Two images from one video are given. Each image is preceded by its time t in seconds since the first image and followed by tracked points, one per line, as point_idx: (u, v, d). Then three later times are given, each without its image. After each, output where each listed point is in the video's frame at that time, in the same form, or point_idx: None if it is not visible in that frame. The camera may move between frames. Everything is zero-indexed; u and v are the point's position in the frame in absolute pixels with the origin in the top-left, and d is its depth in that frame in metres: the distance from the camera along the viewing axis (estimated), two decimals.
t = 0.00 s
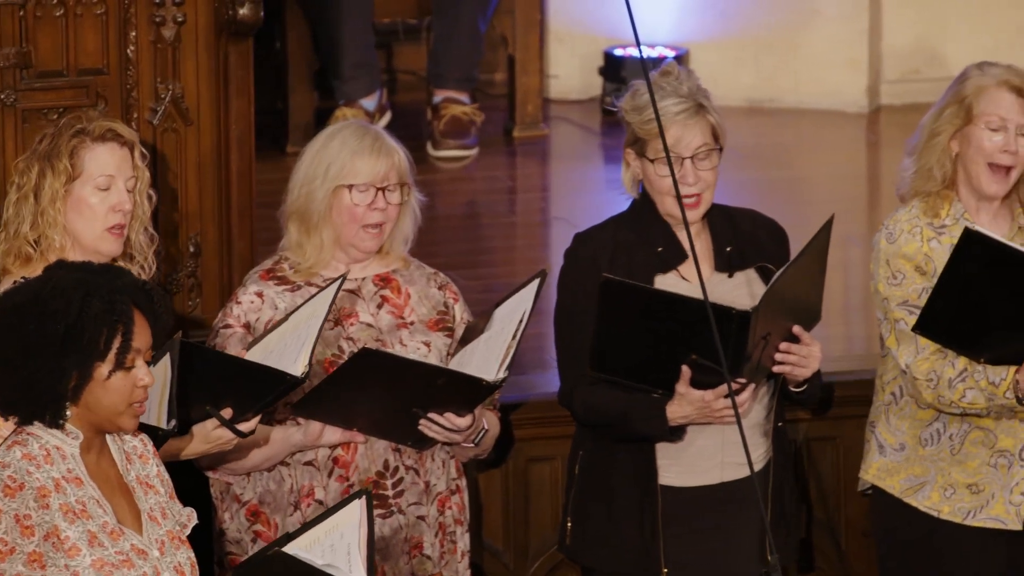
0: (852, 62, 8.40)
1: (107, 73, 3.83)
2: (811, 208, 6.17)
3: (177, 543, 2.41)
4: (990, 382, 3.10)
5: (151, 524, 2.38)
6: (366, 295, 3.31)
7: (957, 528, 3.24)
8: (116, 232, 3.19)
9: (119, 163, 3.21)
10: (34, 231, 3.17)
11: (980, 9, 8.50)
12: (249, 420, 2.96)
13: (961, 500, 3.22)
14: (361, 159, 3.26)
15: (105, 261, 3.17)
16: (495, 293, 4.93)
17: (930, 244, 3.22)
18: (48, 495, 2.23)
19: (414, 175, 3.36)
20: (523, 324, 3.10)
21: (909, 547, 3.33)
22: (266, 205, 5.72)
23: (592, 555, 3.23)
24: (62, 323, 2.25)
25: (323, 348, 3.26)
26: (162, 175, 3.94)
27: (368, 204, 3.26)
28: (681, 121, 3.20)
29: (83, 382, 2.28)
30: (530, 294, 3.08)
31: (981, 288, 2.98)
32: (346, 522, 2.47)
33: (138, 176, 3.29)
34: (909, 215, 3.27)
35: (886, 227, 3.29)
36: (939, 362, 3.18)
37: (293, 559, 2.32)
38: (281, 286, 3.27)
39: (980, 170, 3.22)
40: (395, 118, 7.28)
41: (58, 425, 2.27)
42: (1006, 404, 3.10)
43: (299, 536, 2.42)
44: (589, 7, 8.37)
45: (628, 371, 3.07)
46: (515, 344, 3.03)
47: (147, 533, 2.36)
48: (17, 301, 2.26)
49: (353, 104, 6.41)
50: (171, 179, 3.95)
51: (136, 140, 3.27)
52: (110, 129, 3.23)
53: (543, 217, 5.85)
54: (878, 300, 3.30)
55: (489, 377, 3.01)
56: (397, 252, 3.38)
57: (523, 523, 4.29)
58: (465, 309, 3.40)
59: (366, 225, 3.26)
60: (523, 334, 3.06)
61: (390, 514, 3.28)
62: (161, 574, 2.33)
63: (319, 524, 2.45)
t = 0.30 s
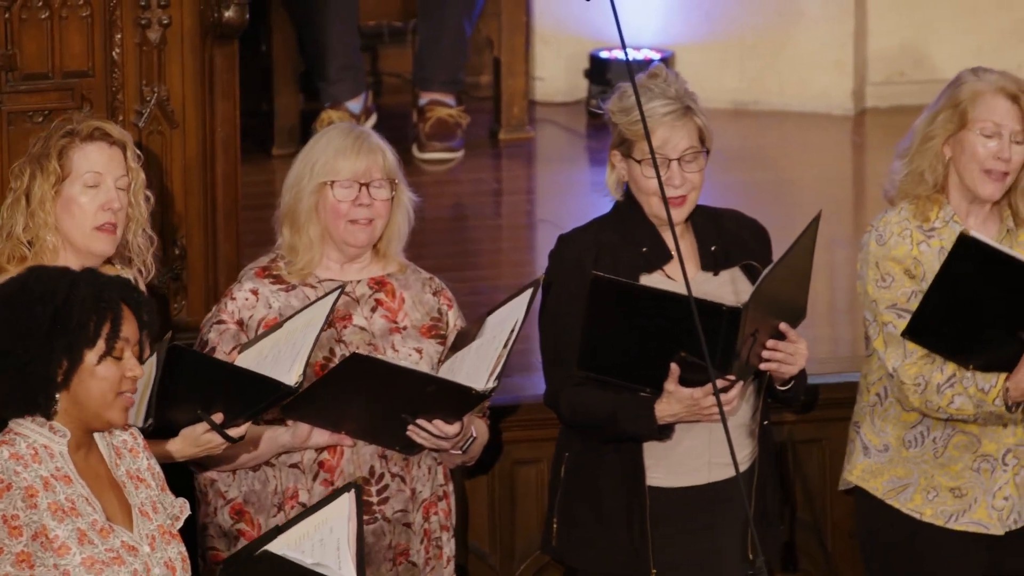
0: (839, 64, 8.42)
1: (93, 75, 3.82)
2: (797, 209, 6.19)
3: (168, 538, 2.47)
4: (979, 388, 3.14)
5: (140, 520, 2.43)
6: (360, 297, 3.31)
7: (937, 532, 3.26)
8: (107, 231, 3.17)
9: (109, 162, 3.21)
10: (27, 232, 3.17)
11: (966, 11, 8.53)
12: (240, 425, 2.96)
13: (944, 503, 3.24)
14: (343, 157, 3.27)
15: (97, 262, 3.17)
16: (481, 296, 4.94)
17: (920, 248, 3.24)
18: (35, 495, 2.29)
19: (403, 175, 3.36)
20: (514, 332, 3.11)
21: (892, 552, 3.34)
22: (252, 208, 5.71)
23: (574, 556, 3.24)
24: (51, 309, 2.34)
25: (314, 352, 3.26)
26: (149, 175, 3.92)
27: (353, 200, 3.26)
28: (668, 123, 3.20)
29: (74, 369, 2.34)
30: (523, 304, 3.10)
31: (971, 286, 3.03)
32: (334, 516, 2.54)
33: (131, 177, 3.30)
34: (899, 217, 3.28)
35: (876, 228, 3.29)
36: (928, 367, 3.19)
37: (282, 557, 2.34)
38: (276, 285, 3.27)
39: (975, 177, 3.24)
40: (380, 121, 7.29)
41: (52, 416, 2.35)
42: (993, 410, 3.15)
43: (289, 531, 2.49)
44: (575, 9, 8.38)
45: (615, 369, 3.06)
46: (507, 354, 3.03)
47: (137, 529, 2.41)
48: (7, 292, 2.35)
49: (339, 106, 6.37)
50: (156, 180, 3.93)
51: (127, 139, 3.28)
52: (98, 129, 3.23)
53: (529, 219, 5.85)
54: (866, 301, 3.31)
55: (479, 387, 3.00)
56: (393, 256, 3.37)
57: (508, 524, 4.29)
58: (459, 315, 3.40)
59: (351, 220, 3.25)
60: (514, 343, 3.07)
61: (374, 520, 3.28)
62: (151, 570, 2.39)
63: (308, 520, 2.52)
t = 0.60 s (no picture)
0: (819, 67, 8.42)
1: (74, 77, 3.83)
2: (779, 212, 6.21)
3: (148, 546, 2.46)
4: (961, 408, 3.16)
5: (121, 527, 2.43)
6: (344, 300, 3.31)
7: (917, 538, 3.28)
8: (86, 234, 3.17)
9: (90, 163, 3.19)
10: (10, 236, 3.17)
11: (948, 13, 8.55)
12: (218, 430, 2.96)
13: (923, 510, 3.27)
14: (324, 160, 3.27)
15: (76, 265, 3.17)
16: (463, 298, 4.94)
17: (902, 259, 3.26)
18: (16, 507, 2.30)
19: (385, 177, 3.36)
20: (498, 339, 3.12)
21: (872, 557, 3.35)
22: (234, 210, 5.71)
23: (554, 559, 3.24)
24: (30, 309, 2.35)
25: (296, 354, 3.27)
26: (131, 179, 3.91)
27: (334, 204, 3.26)
28: (652, 131, 3.22)
29: (55, 369, 2.35)
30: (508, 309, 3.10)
31: (958, 312, 3.05)
32: (316, 523, 2.55)
33: (115, 180, 3.27)
34: (881, 227, 3.29)
35: (858, 238, 3.29)
36: (910, 384, 3.21)
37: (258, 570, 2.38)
38: (259, 288, 3.27)
39: (958, 193, 3.25)
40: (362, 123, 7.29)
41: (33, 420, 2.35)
42: (976, 429, 3.16)
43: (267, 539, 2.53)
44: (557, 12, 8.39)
45: (598, 377, 3.07)
46: (488, 360, 3.04)
47: (117, 537, 2.41)
48: None
49: (321, 109, 6.35)
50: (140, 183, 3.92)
51: (109, 141, 3.25)
52: (78, 130, 3.21)
53: (510, 221, 5.86)
54: (847, 313, 3.32)
55: (460, 392, 3.01)
56: (376, 258, 3.37)
57: (490, 527, 4.30)
58: (444, 319, 3.40)
59: (333, 225, 3.26)
60: (497, 349, 3.08)
61: (355, 522, 3.28)
62: None
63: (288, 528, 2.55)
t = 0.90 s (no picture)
0: (796, 68, 8.52)
1: (50, 79, 3.82)
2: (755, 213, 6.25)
3: (125, 548, 2.46)
4: (938, 396, 3.18)
5: (98, 529, 2.43)
6: (321, 301, 3.32)
7: (894, 539, 3.31)
8: (60, 233, 3.18)
9: (60, 163, 3.20)
10: None
11: (924, 16, 8.54)
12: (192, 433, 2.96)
13: (898, 510, 3.30)
14: (298, 162, 3.28)
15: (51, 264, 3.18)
16: (439, 300, 4.96)
17: (874, 256, 3.28)
18: None
19: (360, 179, 3.37)
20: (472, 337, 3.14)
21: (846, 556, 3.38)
22: (210, 212, 5.71)
23: (530, 560, 3.26)
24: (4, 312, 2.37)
25: (273, 353, 3.28)
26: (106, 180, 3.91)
27: (309, 206, 3.27)
28: (623, 129, 3.24)
29: (32, 372, 2.36)
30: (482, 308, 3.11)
31: (930, 297, 3.06)
32: (293, 526, 2.56)
33: (86, 179, 3.29)
34: (852, 226, 3.32)
35: (830, 237, 3.33)
36: (887, 375, 3.24)
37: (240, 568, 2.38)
38: (234, 290, 3.28)
39: (931, 181, 3.29)
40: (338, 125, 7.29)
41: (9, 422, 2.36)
42: (954, 417, 3.18)
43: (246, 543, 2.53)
44: (533, 14, 8.42)
45: (574, 379, 3.09)
46: (463, 357, 3.06)
47: (95, 539, 2.42)
48: None
49: (297, 110, 6.35)
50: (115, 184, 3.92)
51: (77, 140, 3.26)
52: (46, 130, 3.22)
53: (486, 223, 5.88)
54: (821, 310, 3.34)
55: (436, 389, 3.03)
56: (351, 258, 3.38)
57: (467, 528, 4.31)
58: (421, 318, 3.42)
59: (309, 227, 3.26)
60: (471, 346, 3.10)
61: (334, 522, 3.29)
62: None
63: (266, 531, 2.56)
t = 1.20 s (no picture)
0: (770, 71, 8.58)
1: (22, 81, 3.82)
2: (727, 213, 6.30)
3: (100, 549, 2.47)
4: (907, 376, 3.20)
5: (72, 530, 2.44)
6: (293, 301, 3.33)
7: (871, 536, 3.33)
8: (27, 235, 3.18)
9: (25, 167, 3.21)
10: None
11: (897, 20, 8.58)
12: (163, 433, 2.96)
13: (875, 507, 3.32)
14: (276, 166, 3.28)
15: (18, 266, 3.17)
16: (412, 302, 4.97)
17: (839, 252, 3.31)
18: None
19: (334, 182, 3.38)
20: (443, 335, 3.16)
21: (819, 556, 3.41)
22: (184, 214, 5.71)
23: (502, 562, 3.27)
24: None
25: (246, 352, 3.30)
26: (79, 181, 3.92)
27: (285, 211, 3.28)
28: (594, 125, 3.26)
29: (5, 382, 2.39)
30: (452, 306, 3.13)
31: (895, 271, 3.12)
32: (269, 527, 2.58)
33: (52, 180, 3.29)
34: (816, 224, 3.37)
35: (795, 236, 3.39)
36: (856, 362, 3.27)
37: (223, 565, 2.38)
38: (206, 292, 3.29)
39: (903, 168, 3.33)
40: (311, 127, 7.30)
41: None
42: (924, 397, 3.19)
43: (224, 541, 2.53)
44: (506, 16, 8.44)
45: (545, 381, 3.10)
46: (435, 354, 3.08)
47: (69, 539, 2.42)
48: None
49: (270, 112, 6.35)
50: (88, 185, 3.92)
51: (42, 142, 3.27)
52: (11, 134, 3.23)
53: (460, 224, 5.90)
54: (790, 306, 3.38)
55: (408, 386, 3.05)
56: (323, 258, 3.39)
57: (440, 530, 4.32)
58: (393, 317, 3.42)
59: (284, 231, 3.27)
60: (443, 344, 3.11)
61: (309, 521, 3.30)
62: None
63: (242, 531, 2.56)
